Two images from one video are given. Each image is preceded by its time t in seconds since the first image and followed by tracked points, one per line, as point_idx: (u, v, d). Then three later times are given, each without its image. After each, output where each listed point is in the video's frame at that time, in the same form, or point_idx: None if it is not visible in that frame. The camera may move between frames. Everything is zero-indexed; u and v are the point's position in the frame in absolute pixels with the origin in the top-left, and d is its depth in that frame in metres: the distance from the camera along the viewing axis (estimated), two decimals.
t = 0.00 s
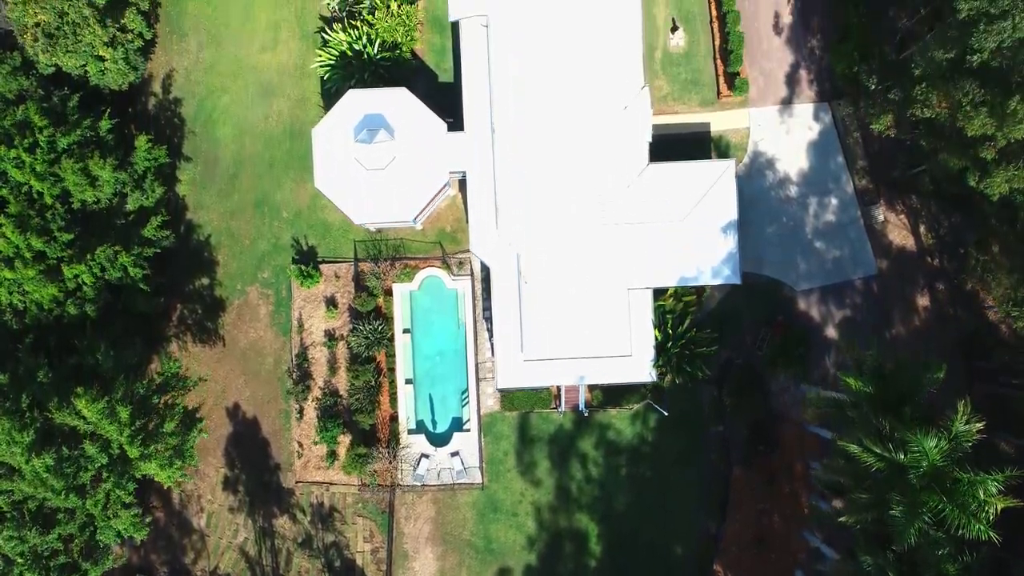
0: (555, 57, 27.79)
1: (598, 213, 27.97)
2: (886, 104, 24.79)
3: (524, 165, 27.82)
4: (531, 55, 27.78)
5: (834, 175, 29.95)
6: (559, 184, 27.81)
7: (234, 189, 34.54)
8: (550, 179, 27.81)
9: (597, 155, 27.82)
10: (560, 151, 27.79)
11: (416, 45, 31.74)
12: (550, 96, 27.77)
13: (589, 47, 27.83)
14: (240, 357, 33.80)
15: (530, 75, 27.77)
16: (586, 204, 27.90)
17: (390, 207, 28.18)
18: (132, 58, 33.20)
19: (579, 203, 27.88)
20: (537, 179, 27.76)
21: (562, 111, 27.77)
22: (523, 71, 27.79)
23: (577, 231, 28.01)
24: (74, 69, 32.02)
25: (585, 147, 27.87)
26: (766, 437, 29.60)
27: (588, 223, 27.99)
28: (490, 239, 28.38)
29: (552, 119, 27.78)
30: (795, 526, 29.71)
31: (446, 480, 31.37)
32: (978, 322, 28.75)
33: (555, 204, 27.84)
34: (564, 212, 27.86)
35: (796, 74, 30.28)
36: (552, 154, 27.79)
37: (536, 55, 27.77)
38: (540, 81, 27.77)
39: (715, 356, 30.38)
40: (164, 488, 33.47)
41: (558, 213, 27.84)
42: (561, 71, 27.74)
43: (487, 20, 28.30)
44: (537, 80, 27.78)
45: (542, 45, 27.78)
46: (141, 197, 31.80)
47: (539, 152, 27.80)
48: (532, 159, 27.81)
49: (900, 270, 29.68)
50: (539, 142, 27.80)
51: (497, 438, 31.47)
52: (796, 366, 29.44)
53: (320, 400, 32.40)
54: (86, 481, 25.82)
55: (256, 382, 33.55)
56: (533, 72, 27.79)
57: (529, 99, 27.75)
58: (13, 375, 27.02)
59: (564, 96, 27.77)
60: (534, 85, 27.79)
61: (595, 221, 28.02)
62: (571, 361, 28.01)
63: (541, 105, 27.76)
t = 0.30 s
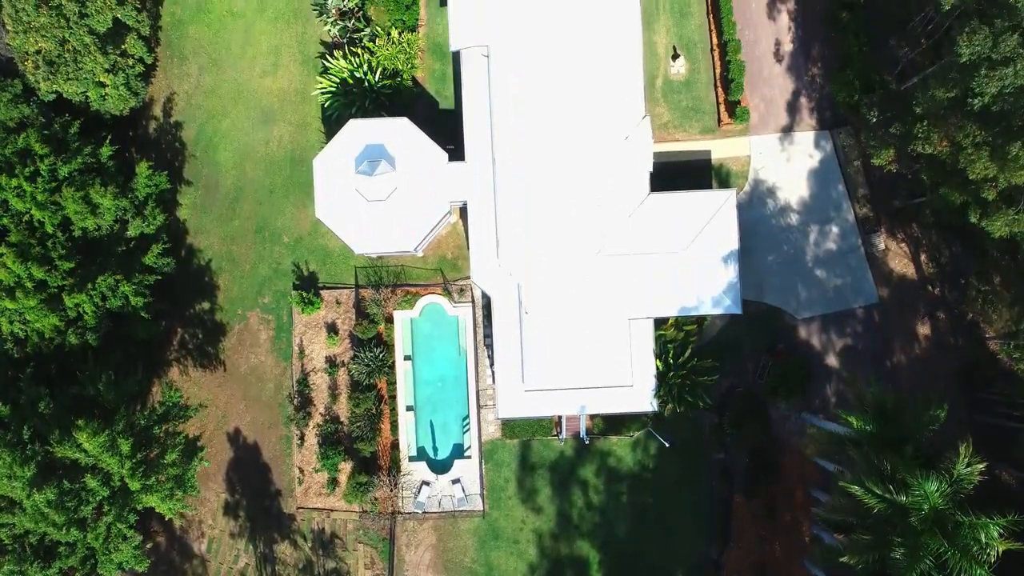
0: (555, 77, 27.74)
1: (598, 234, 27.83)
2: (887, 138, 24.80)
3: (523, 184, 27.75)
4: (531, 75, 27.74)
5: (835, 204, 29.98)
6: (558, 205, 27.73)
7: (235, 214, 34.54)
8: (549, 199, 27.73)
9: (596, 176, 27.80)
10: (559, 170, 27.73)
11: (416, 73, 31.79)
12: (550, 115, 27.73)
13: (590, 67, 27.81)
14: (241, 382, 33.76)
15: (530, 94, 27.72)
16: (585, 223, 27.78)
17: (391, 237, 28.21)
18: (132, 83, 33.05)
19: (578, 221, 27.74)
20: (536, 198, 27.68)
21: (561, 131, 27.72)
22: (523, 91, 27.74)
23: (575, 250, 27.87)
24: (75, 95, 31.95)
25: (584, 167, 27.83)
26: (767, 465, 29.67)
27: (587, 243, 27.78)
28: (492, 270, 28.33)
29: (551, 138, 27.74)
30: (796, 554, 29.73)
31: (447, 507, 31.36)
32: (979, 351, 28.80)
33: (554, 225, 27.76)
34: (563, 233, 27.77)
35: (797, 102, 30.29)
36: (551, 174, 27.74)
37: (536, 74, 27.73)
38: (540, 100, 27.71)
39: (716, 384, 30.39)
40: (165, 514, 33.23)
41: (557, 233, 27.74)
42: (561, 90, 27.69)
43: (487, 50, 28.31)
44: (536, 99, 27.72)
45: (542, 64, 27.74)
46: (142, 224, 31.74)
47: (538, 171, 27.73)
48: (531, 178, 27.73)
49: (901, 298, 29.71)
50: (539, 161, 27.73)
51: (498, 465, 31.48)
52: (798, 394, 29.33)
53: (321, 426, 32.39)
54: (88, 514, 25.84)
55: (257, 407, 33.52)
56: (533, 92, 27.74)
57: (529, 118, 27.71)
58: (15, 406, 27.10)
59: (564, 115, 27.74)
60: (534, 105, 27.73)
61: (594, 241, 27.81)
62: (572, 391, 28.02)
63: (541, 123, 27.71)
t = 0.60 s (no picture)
0: (555, 94, 27.63)
1: (598, 256, 27.81)
2: (888, 172, 24.78)
3: (522, 206, 27.76)
4: (531, 93, 27.62)
5: (836, 232, 29.97)
6: (558, 225, 27.69)
7: (235, 238, 34.50)
8: (549, 219, 27.68)
9: (595, 196, 27.74)
10: (559, 191, 27.66)
11: (419, 100, 31.99)
12: (551, 133, 27.62)
13: (589, 87, 27.71)
14: (242, 407, 33.71)
15: (530, 113, 27.60)
16: (585, 245, 27.79)
17: (393, 267, 28.29)
18: (133, 109, 32.95)
19: (578, 241, 27.73)
20: (536, 218, 27.64)
21: (561, 150, 27.63)
22: (523, 109, 27.62)
23: (576, 275, 27.78)
24: (77, 122, 31.86)
25: (584, 187, 27.80)
26: (768, 493, 29.58)
27: (587, 263, 27.77)
28: (494, 300, 28.35)
29: (551, 157, 27.63)
30: None
31: (448, 535, 31.34)
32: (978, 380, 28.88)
33: (555, 245, 27.69)
34: (563, 257, 27.70)
35: (798, 130, 30.31)
36: (551, 193, 27.67)
37: (536, 93, 27.60)
38: (540, 119, 27.59)
39: (717, 412, 30.38)
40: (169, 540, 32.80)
41: (558, 255, 27.68)
42: (561, 106, 27.58)
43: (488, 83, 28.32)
44: (537, 118, 27.60)
45: (541, 81, 27.61)
46: (143, 251, 31.69)
47: (538, 191, 27.66)
48: (531, 198, 27.67)
49: (902, 326, 29.71)
50: (539, 180, 27.64)
51: (499, 492, 31.50)
52: (799, 423, 29.20)
53: (322, 453, 32.42)
54: (88, 547, 25.85)
55: (258, 432, 33.48)
56: (534, 111, 27.61)
57: (529, 136, 27.61)
58: (16, 437, 27.10)
59: (564, 134, 27.64)
60: (534, 124, 27.62)
61: (594, 261, 27.83)
62: (573, 422, 28.01)
63: (541, 142, 27.60)
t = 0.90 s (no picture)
0: (554, 103, 27.57)
1: (598, 269, 27.69)
2: (889, 207, 24.81)
3: (522, 214, 27.60)
4: (531, 100, 27.59)
5: (836, 261, 29.97)
6: (558, 233, 27.52)
7: (236, 264, 34.48)
8: (549, 228, 27.53)
9: (595, 207, 27.64)
10: (559, 201, 27.52)
11: (421, 128, 32.15)
12: (551, 139, 27.55)
13: (590, 98, 27.69)
14: (243, 432, 33.67)
15: (530, 120, 27.56)
16: (585, 258, 27.65)
17: (393, 298, 28.38)
18: (134, 135, 32.95)
19: (578, 251, 27.56)
20: (536, 225, 27.49)
21: (562, 159, 27.54)
22: (523, 116, 27.59)
23: (576, 298, 27.67)
24: (76, 149, 31.75)
25: (585, 199, 27.65)
26: (769, 522, 29.45)
27: (587, 274, 27.62)
28: (495, 329, 28.36)
29: (551, 162, 27.52)
30: None
31: (449, 562, 31.31)
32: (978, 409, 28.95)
33: (555, 258, 27.57)
34: (563, 278, 27.60)
35: (798, 158, 30.32)
36: (551, 203, 27.53)
37: (535, 100, 27.57)
38: (540, 126, 27.55)
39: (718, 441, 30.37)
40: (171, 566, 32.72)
41: (558, 272, 27.54)
42: (560, 114, 27.53)
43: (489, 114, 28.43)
44: (536, 124, 27.56)
45: (540, 88, 27.59)
46: (144, 278, 31.63)
47: (538, 199, 27.52)
48: (531, 206, 27.53)
49: (902, 355, 29.72)
50: (539, 188, 27.52)
51: (500, 519, 31.53)
52: (800, 452, 29.23)
53: (323, 479, 32.50)
54: None
55: (259, 458, 33.46)
56: (533, 117, 27.58)
57: (529, 143, 27.55)
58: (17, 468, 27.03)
59: (564, 140, 27.57)
60: (534, 130, 27.57)
61: (594, 271, 27.71)
62: (573, 452, 28.00)
63: (541, 147, 27.54)
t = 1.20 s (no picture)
0: (558, 120, 27.65)
1: (598, 292, 27.74)
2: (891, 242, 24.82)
3: (524, 240, 27.61)
4: (535, 116, 27.70)
5: (837, 290, 29.97)
6: (560, 252, 27.54)
7: (237, 289, 34.47)
8: (552, 245, 27.56)
9: (596, 235, 27.65)
10: (562, 219, 27.53)
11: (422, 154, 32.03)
12: (553, 156, 27.62)
13: (591, 124, 27.73)
14: (244, 458, 33.63)
15: (534, 135, 27.66)
16: (586, 278, 27.67)
17: (393, 330, 28.45)
18: (134, 161, 32.85)
19: (580, 266, 27.61)
20: (539, 242, 27.52)
21: (563, 183, 27.55)
22: (526, 132, 27.69)
23: (578, 327, 27.67)
24: (78, 175, 31.71)
25: (585, 231, 27.66)
26: (769, 551, 29.43)
27: (588, 301, 27.65)
28: (496, 361, 28.34)
29: (553, 183, 27.55)
30: None
31: None
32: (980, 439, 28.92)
33: (556, 286, 27.58)
34: (565, 307, 27.62)
35: (800, 187, 30.33)
36: (553, 231, 27.53)
37: (539, 116, 27.67)
38: (543, 143, 27.62)
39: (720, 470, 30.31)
40: None
41: (559, 300, 27.56)
42: (563, 131, 27.60)
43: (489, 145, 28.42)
44: (540, 140, 27.63)
45: (545, 105, 27.69)
46: (145, 306, 31.57)
47: (541, 217, 27.56)
48: (534, 222, 27.55)
49: (904, 384, 29.71)
50: (541, 206, 27.57)
51: (501, 547, 31.55)
52: (801, 482, 29.22)
53: (324, 506, 32.65)
54: None
55: (260, 484, 33.43)
56: (537, 133, 27.67)
57: (532, 159, 27.64)
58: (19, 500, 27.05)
59: (565, 164, 27.61)
60: (537, 146, 27.66)
61: (595, 296, 27.73)
62: (574, 483, 27.98)
63: (543, 172, 27.58)
